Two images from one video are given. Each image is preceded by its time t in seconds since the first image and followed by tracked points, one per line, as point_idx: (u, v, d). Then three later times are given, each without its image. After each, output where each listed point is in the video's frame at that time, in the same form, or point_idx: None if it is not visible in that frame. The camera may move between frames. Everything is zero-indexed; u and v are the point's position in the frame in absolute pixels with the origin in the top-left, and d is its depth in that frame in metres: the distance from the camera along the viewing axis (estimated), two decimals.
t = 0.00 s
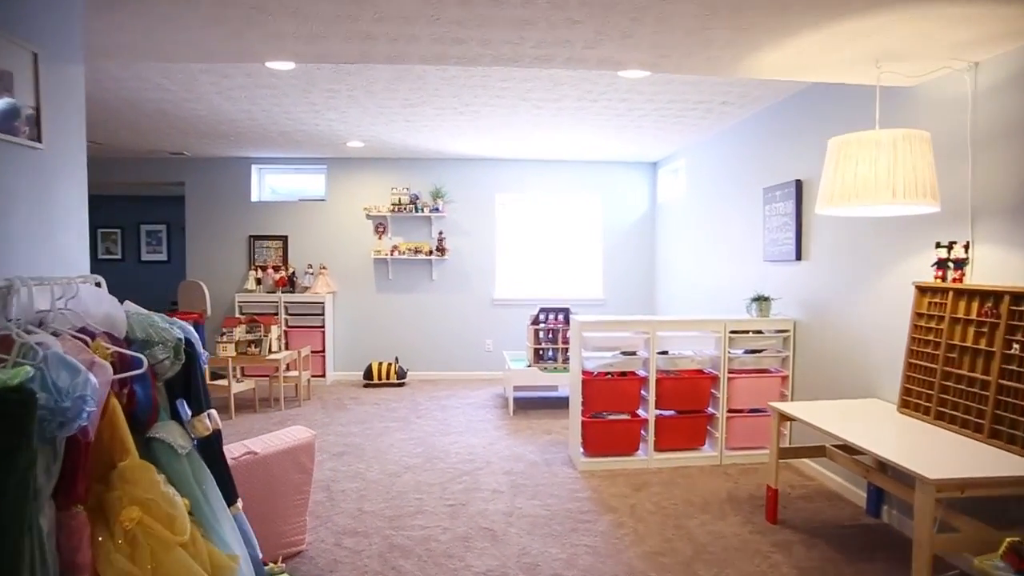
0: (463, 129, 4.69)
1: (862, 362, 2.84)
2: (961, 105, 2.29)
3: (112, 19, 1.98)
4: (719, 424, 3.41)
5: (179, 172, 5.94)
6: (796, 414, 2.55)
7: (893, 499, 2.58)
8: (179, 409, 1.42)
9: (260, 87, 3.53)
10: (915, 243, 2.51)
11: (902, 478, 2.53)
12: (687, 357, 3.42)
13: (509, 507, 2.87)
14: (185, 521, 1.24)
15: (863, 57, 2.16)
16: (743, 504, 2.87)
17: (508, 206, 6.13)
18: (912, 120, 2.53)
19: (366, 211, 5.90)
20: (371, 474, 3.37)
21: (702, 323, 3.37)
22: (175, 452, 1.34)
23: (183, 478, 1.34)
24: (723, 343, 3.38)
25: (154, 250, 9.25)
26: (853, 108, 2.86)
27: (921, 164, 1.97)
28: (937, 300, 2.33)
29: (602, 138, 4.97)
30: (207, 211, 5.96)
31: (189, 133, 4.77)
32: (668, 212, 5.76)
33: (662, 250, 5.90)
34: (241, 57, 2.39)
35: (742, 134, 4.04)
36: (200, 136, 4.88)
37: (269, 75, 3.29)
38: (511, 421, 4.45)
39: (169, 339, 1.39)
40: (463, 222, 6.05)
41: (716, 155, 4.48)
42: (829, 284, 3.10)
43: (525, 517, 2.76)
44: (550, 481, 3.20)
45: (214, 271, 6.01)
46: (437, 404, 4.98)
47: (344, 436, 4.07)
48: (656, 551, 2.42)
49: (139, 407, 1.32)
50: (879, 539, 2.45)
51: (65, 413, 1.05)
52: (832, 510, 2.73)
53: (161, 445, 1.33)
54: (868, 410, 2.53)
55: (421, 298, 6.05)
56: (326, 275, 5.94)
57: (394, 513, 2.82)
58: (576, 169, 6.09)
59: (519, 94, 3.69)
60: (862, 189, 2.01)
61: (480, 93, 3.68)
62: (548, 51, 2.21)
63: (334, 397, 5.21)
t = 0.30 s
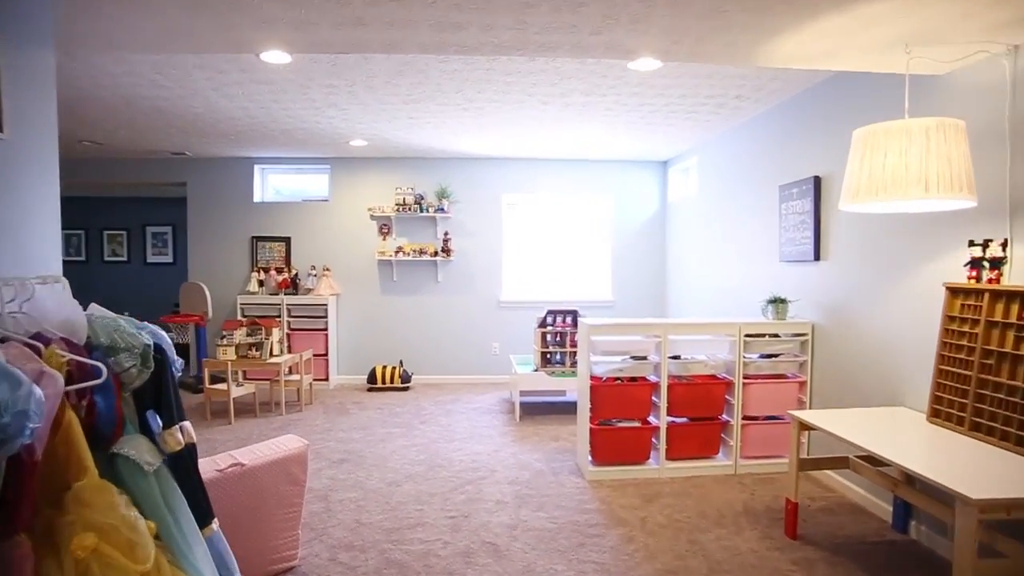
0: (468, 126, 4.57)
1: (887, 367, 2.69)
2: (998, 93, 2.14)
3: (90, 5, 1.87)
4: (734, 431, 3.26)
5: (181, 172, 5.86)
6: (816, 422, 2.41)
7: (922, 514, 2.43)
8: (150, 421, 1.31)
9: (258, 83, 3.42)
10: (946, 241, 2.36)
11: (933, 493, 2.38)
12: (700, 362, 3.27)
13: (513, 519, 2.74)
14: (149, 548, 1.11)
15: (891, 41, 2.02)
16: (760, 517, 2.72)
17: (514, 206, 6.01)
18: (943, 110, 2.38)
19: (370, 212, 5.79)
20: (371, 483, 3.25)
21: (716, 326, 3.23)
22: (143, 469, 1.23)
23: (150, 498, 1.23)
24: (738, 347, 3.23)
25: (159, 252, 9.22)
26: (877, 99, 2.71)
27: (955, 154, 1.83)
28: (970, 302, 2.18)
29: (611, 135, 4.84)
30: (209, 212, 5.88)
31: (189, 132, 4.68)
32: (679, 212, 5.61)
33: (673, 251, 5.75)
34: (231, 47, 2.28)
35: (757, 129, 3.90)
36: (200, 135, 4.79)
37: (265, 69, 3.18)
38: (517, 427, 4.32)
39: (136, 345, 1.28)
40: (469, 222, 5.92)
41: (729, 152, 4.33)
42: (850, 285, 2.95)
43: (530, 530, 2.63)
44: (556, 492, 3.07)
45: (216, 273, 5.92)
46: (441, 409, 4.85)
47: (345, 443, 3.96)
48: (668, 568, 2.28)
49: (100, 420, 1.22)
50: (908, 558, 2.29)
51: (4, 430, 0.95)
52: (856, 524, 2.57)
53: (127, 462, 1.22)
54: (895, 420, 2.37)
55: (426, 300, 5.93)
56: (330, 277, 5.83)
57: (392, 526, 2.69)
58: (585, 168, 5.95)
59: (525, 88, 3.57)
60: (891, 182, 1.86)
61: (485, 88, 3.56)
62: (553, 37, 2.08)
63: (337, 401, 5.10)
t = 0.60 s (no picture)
0: (473, 123, 4.43)
1: (918, 375, 2.52)
2: None
3: None
4: (751, 441, 3.09)
5: (182, 171, 5.75)
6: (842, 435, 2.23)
7: (958, 534, 2.25)
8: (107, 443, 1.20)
9: (253, 77, 3.30)
10: (985, 240, 2.19)
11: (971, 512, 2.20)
12: (716, 369, 3.11)
13: (518, 535, 2.59)
14: None
15: (928, 21, 1.85)
16: (781, 534, 2.55)
17: (522, 206, 5.86)
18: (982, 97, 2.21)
19: (374, 211, 5.66)
20: (370, 494, 3.11)
21: (733, 331, 3.06)
22: (93, 497, 1.14)
23: (101, 529, 1.14)
24: (756, 353, 3.06)
25: (164, 253, 9.16)
26: (908, 88, 2.53)
27: (1003, 144, 1.66)
28: (1014, 307, 2.01)
29: (622, 132, 4.67)
30: (210, 212, 5.77)
31: (187, 129, 4.57)
32: (692, 211, 5.43)
33: (686, 252, 5.58)
34: (217, 34, 2.14)
35: (775, 124, 3.73)
36: (200, 133, 4.68)
37: (260, 62, 3.05)
38: (524, 435, 4.16)
39: (87, 357, 1.17)
40: (475, 222, 5.78)
41: (745, 148, 4.16)
42: (876, 287, 2.78)
43: (536, 548, 2.47)
44: (564, 505, 2.91)
45: (217, 274, 5.81)
46: (446, 415, 4.71)
47: (345, 451, 3.82)
48: None
49: (43, 441, 1.10)
50: None
51: None
52: (885, 544, 2.40)
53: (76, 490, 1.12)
54: (929, 432, 2.20)
55: (431, 302, 5.79)
56: (333, 279, 5.70)
57: (390, 542, 2.55)
58: (595, 167, 5.79)
59: (531, 82, 3.42)
60: (931, 176, 1.69)
61: (489, 82, 3.41)
62: (559, 19, 1.93)
63: (339, 406, 4.97)
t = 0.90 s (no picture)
0: (476, 121, 4.30)
1: (948, 384, 2.38)
2: None
3: None
4: (767, 452, 2.94)
5: (182, 172, 5.66)
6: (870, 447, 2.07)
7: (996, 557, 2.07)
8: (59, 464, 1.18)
9: (248, 73, 3.18)
10: None
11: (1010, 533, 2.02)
12: (730, 376, 2.96)
13: (522, 553, 2.45)
14: None
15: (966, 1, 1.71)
16: (801, 553, 2.40)
17: (528, 206, 5.73)
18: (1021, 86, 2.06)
19: (377, 212, 5.55)
20: (368, 507, 2.98)
21: (749, 336, 2.92)
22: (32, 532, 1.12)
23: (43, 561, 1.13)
24: (772, 359, 2.91)
25: (168, 256, 9.10)
26: (938, 79, 2.39)
27: None
28: None
29: (631, 130, 4.53)
30: (210, 213, 5.66)
31: (185, 129, 4.46)
32: (703, 211, 5.28)
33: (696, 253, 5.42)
34: (203, 23, 2.03)
35: (791, 120, 3.58)
36: (198, 133, 4.58)
37: (254, 56, 2.94)
38: (529, 443, 4.02)
39: (31, 374, 1.12)
40: (480, 223, 5.65)
41: (759, 146, 4.01)
42: (901, 290, 2.64)
43: (541, 567, 2.34)
44: (571, 519, 2.77)
45: (217, 277, 5.70)
46: (449, 421, 4.57)
47: (344, 460, 3.69)
48: None
49: None
50: None
51: None
52: (914, 565, 2.24)
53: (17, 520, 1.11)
54: (964, 447, 2.05)
55: (435, 305, 5.66)
56: (335, 281, 5.59)
57: (387, 559, 2.42)
58: (602, 167, 5.65)
59: (536, 77, 3.29)
60: (973, 171, 1.54)
61: (492, 77, 3.28)
62: (565, 3, 1.81)
63: (340, 412, 4.84)
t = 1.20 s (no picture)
0: (482, 119, 4.18)
1: (982, 394, 2.23)
2: None
3: None
4: (786, 463, 2.79)
5: (185, 173, 5.58)
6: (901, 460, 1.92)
7: None
8: None
9: (246, 69, 3.09)
10: None
11: None
12: (747, 383, 2.81)
13: (527, 570, 2.33)
14: None
15: None
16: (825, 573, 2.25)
17: (536, 207, 5.60)
18: None
19: (382, 214, 5.45)
20: (368, 519, 2.86)
21: (767, 341, 2.78)
22: None
23: None
24: (791, 366, 2.77)
25: (174, 258, 9.04)
26: (972, 68, 2.25)
27: None
28: None
29: (642, 128, 4.40)
30: (214, 215, 5.58)
31: (186, 129, 4.38)
32: (715, 212, 5.13)
33: (709, 255, 5.27)
34: (191, 13, 1.93)
35: (809, 115, 3.44)
36: (199, 133, 4.49)
37: (250, 51, 2.84)
38: (537, 450, 3.89)
39: None
40: (487, 225, 5.52)
41: (776, 143, 3.86)
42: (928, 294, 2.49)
43: None
44: (580, 533, 2.64)
45: (221, 279, 5.62)
46: (455, 428, 4.45)
47: (346, 468, 3.58)
48: None
49: None
50: None
51: None
52: None
53: None
54: (1002, 462, 1.90)
55: (441, 308, 5.55)
56: (339, 284, 5.50)
57: None
58: (612, 167, 5.51)
59: (543, 72, 3.16)
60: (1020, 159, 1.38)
61: (497, 72, 3.17)
62: None
63: (343, 418, 4.74)
